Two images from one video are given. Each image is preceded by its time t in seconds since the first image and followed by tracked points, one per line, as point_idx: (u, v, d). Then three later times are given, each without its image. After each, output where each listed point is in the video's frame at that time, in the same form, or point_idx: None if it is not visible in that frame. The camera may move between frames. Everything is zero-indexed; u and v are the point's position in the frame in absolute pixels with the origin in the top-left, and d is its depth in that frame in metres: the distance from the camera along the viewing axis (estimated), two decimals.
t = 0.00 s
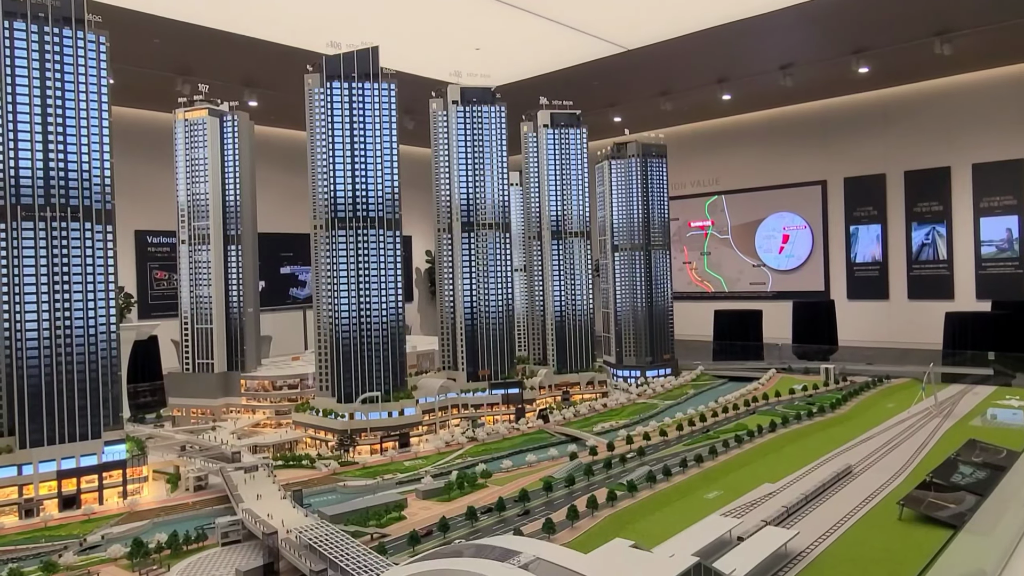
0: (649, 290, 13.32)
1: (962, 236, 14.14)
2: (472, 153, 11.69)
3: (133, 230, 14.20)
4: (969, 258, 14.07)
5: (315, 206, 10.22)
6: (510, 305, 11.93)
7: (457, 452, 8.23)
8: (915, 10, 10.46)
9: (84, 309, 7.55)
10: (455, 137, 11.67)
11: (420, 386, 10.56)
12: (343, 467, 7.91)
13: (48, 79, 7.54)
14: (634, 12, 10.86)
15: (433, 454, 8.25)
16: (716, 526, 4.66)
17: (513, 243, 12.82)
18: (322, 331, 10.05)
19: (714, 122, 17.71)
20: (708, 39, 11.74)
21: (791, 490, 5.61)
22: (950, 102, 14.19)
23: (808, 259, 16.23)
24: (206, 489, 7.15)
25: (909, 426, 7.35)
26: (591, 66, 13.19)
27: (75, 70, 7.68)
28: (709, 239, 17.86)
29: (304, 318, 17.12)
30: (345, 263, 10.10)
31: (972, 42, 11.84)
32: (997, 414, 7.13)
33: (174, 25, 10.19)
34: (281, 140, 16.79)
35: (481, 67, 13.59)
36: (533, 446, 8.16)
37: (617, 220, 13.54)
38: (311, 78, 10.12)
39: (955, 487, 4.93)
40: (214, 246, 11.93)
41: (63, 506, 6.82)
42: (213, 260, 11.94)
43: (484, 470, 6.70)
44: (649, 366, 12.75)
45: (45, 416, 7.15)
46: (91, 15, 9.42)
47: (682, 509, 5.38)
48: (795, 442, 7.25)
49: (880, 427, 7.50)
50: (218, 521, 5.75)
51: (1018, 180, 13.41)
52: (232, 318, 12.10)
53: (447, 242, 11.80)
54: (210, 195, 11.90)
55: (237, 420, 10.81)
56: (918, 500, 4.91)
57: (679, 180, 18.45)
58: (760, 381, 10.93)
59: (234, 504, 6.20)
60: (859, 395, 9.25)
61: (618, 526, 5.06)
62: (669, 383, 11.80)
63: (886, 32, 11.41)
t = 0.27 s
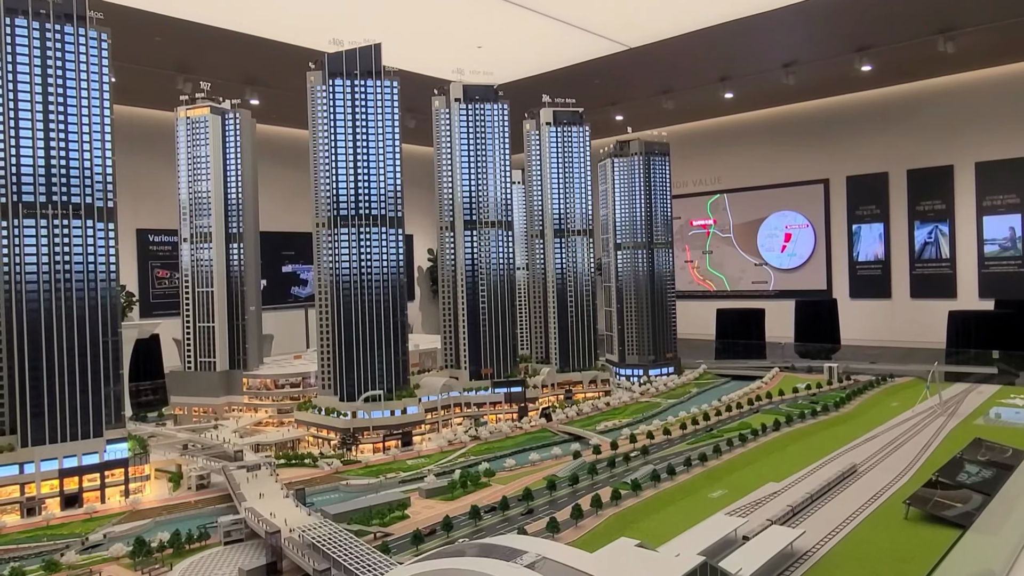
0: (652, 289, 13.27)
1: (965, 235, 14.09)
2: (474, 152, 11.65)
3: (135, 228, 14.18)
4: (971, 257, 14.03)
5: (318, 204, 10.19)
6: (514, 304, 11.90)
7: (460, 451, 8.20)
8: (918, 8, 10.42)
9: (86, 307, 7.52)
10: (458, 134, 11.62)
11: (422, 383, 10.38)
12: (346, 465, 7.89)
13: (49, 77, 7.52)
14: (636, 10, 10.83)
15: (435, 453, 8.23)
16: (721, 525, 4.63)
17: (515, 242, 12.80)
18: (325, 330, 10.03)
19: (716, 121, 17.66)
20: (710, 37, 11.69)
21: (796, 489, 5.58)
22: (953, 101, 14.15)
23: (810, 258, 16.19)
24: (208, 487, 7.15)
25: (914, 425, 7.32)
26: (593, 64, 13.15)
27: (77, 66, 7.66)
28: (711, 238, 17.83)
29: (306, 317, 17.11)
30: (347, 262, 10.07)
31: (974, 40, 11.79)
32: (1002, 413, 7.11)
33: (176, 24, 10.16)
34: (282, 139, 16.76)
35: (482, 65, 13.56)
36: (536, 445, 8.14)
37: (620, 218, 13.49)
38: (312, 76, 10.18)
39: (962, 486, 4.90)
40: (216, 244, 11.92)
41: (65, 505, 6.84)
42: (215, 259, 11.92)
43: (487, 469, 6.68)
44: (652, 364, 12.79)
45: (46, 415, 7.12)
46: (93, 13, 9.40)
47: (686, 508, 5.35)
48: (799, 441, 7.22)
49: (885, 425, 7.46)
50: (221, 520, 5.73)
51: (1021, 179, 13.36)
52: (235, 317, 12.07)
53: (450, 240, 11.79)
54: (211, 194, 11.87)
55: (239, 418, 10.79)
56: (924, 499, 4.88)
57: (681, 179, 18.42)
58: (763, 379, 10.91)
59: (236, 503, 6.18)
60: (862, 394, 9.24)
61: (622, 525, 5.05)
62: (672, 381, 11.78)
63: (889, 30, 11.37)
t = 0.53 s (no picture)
0: (653, 288, 13.26)
1: (967, 235, 14.07)
2: (475, 151, 11.64)
3: (136, 228, 14.18)
4: (973, 256, 14.01)
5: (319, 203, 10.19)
6: (514, 303, 11.91)
7: (461, 451, 8.21)
8: (919, 7, 10.41)
9: (87, 307, 7.54)
10: (458, 134, 11.61)
11: (423, 383, 10.37)
12: (346, 465, 7.89)
13: (50, 77, 7.52)
14: (637, 10, 10.81)
15: (436, 453, 8.23)
16: (721, 526, 4.63)
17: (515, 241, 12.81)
18: (325, 329, 10.04)
19: (717, 120, 17.65)
20: (710, 36, 11.68)
21: (797, 489, 5.59)
22: (954, 100, 14.13)
23: (811, 257, 16.18)
24: (209, 487, 7.15)
25: (914, 425, 7.31)
26: (593, 63, 13.14)
27: (77, 66, 7.66)
28: (712, 237, 17.81)
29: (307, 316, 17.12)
30: (347, 261, 10.08)
31: (976, 39, 11.77)
32: (1003, 413, 7.11)
33: (177, 23, 10.17)
34: (283, 138, 16.77)
35: (483, 65, 13.56)
36: (536, 445, 8.14)
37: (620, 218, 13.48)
38: (313, 76, 10.20)
39: (962, 486, 4.90)
40: (217, 243, 11.92)
41: (66, 505, 6.85)
42: (216, 258, 11.92)
43: (487, 469, 6.68)
44: (652, 364, 12.80)
45: (47, 415, 7.13)
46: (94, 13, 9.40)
47: (687, 508, 5.35)
48: (799, 442, 7.21)
49: (886, 425, 7.46)
50: (222, 520, 5.74)
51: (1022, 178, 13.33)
52: (236, 316, 12.08)
53: (451, 240, 11.81)
54: (212, 193, 11.88)
55: (240, 418, 10.80)
56: (925, 500, 4.87)
57: (682, 178, 18.41)
58: (764, 379, 10.90)
59: (237, 503, 6.18)
60: (863, 394, 9.23)
61: (623, 525, 5.05)
62: (673, 381, 11.79)
63: (890, 29, 11.36)
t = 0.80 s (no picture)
0: (653, 288, 13.28)
1: (967, 234, 14.08)
2: (475, 152, 11.65)
3: (137, 228, 14.22)
4: (973, 256, 14.02)
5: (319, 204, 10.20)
6: (514, 303, 11.94)
7: (460, 451, 8.24)
8: (919, 7, 10.42)
9: (88, 307, 7.57)
10: (458, 134, 11.63)
11: (422, 384, 10.41)
12: (346, 466, 7.93)
13: (51, 79, 7.55)
14: (637, 10, 10.84)
15: (435, 453, 8.26)
16: (718, 527, 4.66)
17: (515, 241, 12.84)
18: (325, 329, 10.07)
19: (717, 120, 17.66)
20: (710, 37, 11.69)
21: (794, 490, 5.61)
22: (954, 100, 14.14)
23: (812, 257, 16.19)
24: (210, 488, 7.19)
25: (912, 425, 7.33)
26: (593, 63, 13.16)
27: (79, 68, 7.70)
28: (713, 237, 17.82)
29: (308, 316, 17.16)
30: (347, 262, 10.12)
31: (976, 39, 11.77)
32: (1000, 414, 7.14)
33: (178, 24, 10.20)
34: (283, 138, 16.80)
35: (483, 65, 13.58)
36: (536, 446, 8.17)
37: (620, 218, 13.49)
38: (314, 78, 10.18)
39: (958, 487, 4.93)
40: (218, 244, 11.95)
41: (67, 505, 6.89)
42: (217, 259, 11.95)
43: (486, 470, 6.71)
44: (652, 364, 12.82)
45: (48, 415, 7.17)
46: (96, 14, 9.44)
47: (684, 509, 5.37)
48: (797, 442, 7.24)
49: (884, 426, 7.47)
50: (222, 520, 5.78)
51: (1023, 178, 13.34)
52: (236, 316, 12.14)
53: (450, 240, 11.82)
54: (213, 194, 11.92)
55: (240, 418, 10.84)
56: (921, 501, 4.89)
57: (682, 178, 18.42)
58: (763, 379, 10.93)
59: (237, 503, 6.22)
60: (862, 394, 9.24)
61: (620, 526, 5.09)
62: (672, 381, 11.82)
63: (890, 29, 11.37)
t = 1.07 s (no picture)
0: (653, 287, 13.28)
1: (968, 233, 14.07)
2: (476, 150, 11.65)
3: (138, 226, 14.23)
4: (974, 255, 14.01)
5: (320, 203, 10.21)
6: (515, 302, 11.95)
7: (461, 449, 8.25)
8: (920, 6, 10.40)
9: (90, 307, 7.59)
10: (459, 132, 11.61)
11: (422, 381, 10.48)
12: (347, 463, 7.94)
13: (53, 78, 7.55)
14: (638, 9, 10.83)
15: (436, 451, 8.26)
16: (718, 524, 4.67)
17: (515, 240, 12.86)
18: (326, 328, 10.09)
19: (719, 118, 17.64)
20: (711, 35, 11.68)
21: (794, 488, 5.61)
22: (955, 98, 14.12)
23: (813, 255, 16.18)
24: (211, 485, 7.19)
25: (913, 424, 7.34)
26: (594, 62, 13.16)
27: (81, 67, 7.71)
28: (714, 236, 17.80)
29: (309, 315, 17.16)
30: (347, 261, 10.12)
31: (978, 37, 11.74)
32: (1001, 412, 7.15)
33: (179, 23, 10.20)
34: (285, 137, 16.80)
35: (484, 64, 13.58)
36: (536, 444, 8.17)
37: (621, 216, 13.49)
38: (316, 76, 10.14)
39: (958, 485, 4.93)
40: (219, 242, 11.96)
41: (69, 503, 6.85)
42: (218, 257, 11.95)
43: (487, 468, 6.72)
44: (653, 363, 12.83)
45: (50, 413, 7.18)
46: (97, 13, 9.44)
47: (685, 507, 5.38)
48: (798, 440, 7.24)
49: (884, 425, 7.47)
50: (223, 518, 5.78)
51: None
52: (237, 315, 12.16)
53: (450, 238, 11.80)
54: (214, 192, 11.92)
55: (241, 416, 10.85)
56: (921, 498, 4.89)
57: (684, 176, 18.41)
58: (764, 377, 10.93)
59: (238, 501, 6.23)
60: (863, 393, 9.24)
61: (620, 523, 5.09)
62: (673, 380, 11.81)
63: (891, 28, 11.35)
